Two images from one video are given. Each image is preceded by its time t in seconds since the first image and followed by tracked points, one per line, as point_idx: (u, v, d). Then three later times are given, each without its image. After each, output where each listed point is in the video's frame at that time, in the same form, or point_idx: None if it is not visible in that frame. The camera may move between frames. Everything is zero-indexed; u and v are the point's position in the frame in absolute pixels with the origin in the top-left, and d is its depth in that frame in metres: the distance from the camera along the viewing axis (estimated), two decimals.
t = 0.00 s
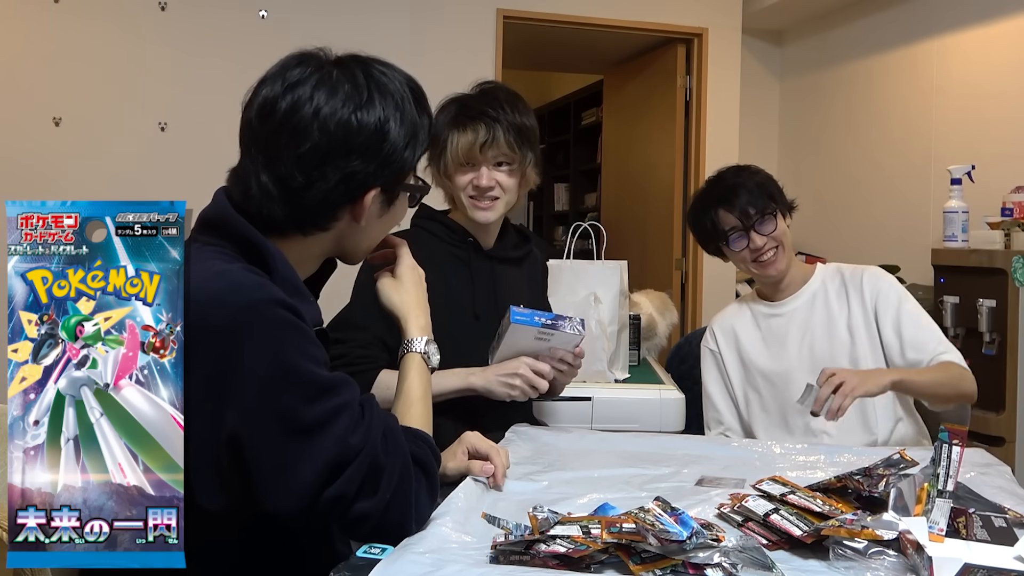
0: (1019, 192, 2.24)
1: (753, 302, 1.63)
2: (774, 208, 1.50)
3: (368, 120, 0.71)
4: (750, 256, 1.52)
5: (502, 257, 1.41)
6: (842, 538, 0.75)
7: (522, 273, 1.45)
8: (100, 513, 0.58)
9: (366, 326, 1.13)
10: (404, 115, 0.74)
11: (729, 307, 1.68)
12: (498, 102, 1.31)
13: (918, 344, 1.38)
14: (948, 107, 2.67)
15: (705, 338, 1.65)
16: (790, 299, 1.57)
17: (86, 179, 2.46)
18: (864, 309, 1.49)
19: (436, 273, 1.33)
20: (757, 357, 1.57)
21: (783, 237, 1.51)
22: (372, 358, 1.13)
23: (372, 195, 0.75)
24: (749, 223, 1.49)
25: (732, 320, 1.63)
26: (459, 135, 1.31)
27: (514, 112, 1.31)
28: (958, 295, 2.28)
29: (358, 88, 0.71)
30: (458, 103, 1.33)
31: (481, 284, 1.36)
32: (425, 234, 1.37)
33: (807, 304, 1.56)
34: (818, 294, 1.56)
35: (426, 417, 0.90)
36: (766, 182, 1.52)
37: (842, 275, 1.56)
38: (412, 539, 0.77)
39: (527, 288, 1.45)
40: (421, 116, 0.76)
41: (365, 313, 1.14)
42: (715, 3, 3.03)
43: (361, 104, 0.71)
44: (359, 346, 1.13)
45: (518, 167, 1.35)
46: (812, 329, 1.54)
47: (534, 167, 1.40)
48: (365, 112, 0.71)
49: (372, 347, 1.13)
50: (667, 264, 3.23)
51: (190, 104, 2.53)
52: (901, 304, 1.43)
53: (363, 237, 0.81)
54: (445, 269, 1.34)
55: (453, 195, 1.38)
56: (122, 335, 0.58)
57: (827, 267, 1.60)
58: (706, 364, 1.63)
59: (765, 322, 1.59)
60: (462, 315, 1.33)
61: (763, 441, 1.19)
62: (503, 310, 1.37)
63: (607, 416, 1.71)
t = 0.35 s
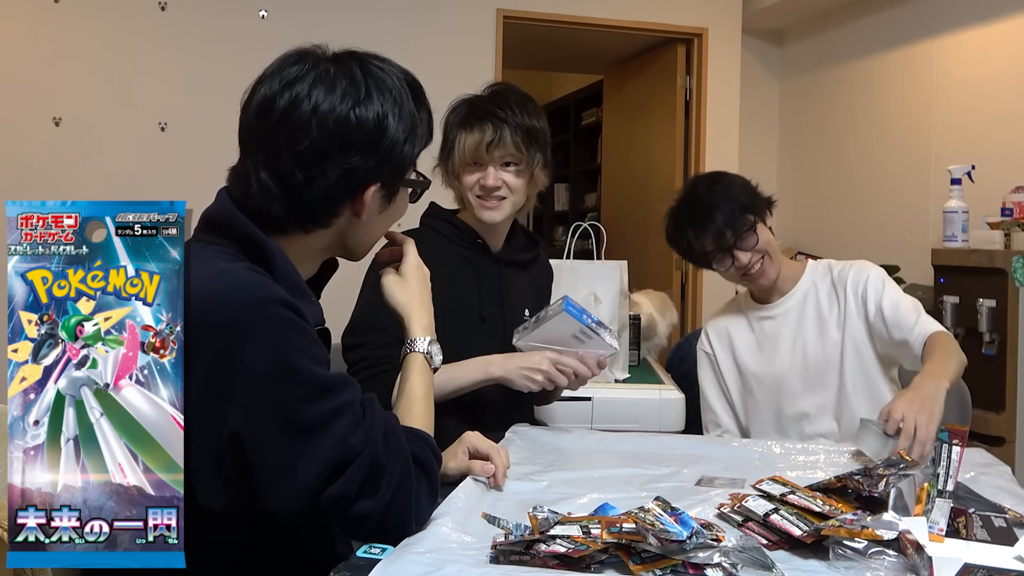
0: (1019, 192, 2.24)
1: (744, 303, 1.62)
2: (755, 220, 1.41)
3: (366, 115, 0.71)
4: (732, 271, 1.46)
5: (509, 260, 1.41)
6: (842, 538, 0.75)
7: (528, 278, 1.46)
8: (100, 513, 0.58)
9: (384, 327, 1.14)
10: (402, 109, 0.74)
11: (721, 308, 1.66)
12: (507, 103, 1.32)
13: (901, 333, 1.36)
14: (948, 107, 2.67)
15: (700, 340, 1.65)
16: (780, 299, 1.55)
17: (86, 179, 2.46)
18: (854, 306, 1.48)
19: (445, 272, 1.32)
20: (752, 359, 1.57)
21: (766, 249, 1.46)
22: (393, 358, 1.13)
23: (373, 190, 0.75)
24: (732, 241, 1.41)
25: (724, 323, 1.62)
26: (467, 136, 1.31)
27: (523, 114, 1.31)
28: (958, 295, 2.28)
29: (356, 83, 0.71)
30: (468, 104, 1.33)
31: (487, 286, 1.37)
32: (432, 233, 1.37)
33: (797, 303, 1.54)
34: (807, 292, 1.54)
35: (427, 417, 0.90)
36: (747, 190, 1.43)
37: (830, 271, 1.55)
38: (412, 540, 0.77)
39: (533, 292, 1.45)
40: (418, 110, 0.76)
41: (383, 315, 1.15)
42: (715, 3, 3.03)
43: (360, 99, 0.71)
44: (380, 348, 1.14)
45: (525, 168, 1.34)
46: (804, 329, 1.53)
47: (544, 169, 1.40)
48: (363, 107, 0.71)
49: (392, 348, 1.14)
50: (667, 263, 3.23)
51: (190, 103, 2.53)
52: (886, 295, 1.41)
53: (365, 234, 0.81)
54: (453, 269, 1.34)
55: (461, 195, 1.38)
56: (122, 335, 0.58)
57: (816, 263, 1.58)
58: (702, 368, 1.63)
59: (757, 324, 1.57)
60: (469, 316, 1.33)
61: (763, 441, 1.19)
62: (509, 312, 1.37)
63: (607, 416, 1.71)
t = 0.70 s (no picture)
0: (1019, 192, 2.24)
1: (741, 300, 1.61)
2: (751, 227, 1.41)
3: (347, 105, 0.71)
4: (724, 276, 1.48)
5: (513, 261, 1.41)
6: (842, 538, 0.75)
7: (533, 278, 1.45)
8: (100, 513, 0.58)
9: (374, 332, 1.17)
10: (384, 95, 0.73)
11: (716, 304, 1.66)
12: (515, 103, 1.32)
13: (911, 330, 1.34)
14: (948, 107, 2.67)
15: (695, 336, 1.65)
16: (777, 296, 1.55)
17: (86, 179, 2.46)
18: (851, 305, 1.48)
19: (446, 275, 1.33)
20: (748, 358, 1.56)
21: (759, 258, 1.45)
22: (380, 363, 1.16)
23: (359, 176, 0.74)
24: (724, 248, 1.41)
25: (721, 321, 1.62)
26: (475, 137, 1.31)
27: (530, 114, 1.31)
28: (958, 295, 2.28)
29: (335, 73, 0.72)
30: (474, 103, 1.33)
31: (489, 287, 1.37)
32: (437, 235, 1.37)
33: (794, 301, 1.54)
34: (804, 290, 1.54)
35: (427, 417, 0.90)
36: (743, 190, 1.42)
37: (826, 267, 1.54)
38: (412, 540, 0.77)
39: (537, 292, 1.45)
40: (408, 96, 0.76)
41: (374, 319, 1.17)
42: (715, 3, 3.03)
43: (338, 90, 0.71)
44: (367, 353, 1.17)
45: (532, 167, 1.34)
46: (800, 327, 1.53)
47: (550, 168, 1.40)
48: (341, 96, 0.71)
49: (379, 353, 1.16)
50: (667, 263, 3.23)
51: (190, 104, 2.53)
52: (886, 294, 1.41)
53: (365, 229, 0.80)
54: (456, 271, 1.34)
55: (468, 195, 1.38)
56: (122, 335, 0.58)
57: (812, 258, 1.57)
58: (698, 365, 1.64)
59: (752, 321, 1.57)
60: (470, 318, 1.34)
61: (763, 441, 1.19)
62: (511, 313, 1.37)
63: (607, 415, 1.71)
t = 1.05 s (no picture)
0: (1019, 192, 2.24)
1: (738, 282, 1.58)
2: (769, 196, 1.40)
3: (328, 97, 0.74)
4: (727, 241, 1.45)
5: (512, 259, 1.42)
6: (842, 538, 0.75)
7: (531, 276, 1.46)
8: (100, 513, 0.58)
9: (367, 329, 1.18)
10: (365, 81, 0.75)
11: (713, 282, 1.64)
12: (517, 102, 1.32)
13: (926, 335, 1.33)
14: (948, 107, 2.67)
15: (689, 315, 1.64)
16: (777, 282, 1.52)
17: (86, 179, 2.46)
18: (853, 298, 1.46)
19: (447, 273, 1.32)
20: (742, 343, 1.55)
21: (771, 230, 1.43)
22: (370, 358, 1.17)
23: (344, 166, 0.77)
24: (737, 210, 1.40)
25: (718, 302, 1.60)
26: (477, 137, 1.31)
27: (532, 113, 1.31)
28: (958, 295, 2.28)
29: (314, 63, 0.74)
30: (475, 103, 1.33)
31: (489, 285, 1.37)
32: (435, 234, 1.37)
33: (794, 289, 1.51)
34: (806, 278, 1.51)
35: (427, 417, 0.91)
36: (766, 154, 1.40)
37: (828, 254, 1.52)
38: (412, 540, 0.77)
39: (535, 291, 1.45)
40: (393, 82, 0.77)
41: (367, 317, 1.19)
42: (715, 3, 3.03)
43: (317, 80, 0.74)
44: (358, 350, 1.18)
45: (534, 167, 1.35)
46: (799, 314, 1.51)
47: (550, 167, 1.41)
48: (321, 85, 0.74)
49: (370, 349, 1.17)
50: (667, 263, 3.23)
51: (190, 104, 2.53)
52: (900, 294, 1.39)
53: (359, 221, 0.82)
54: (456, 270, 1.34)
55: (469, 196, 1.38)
56: (122, 335, 0.58)
57: (817, 244, 1.54)
58: (690, 344, 1.64)
59: (747, 302, 1.56)
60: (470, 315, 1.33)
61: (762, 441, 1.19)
62: (509, 311, 1.38)
63: (607, 415, 1.71)
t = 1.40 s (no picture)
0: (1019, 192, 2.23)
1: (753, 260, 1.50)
2: (801, 173, 1.32)
3: (298, 73, 0.79)
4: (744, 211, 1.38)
5: (505, 257, 1.41)
6: (842, 538, 0.75)
7: (526, 273, 1.46)
8: (100, 513, 0.58)
9: (367, 336, 1.18)
10: (336, 62, 0.80)
11: (726, 258, 1.56)
12: (538, 116, 1.33)
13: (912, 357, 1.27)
14: (948, 107, 2.67)
15: (692, 294, 1.57)
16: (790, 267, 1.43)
17: (86, 179, 2.46)
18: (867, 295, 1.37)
19: (440, 275, 1.33)
20: (744, 326, 1.48)
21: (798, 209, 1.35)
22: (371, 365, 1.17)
23: (308, 131, 0.80)
24: (765, 182, 1.33)
25: (725, 281, 1.52)
26: (504, 151, 1.30)
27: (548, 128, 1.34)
28: (958, 295, 2.28)
29: (291, 43, 0.80)
30: (497, 111, 1.32)
31: (484, 284, 1.37)
32: (427, 236, 1.37)
33: (808, 277, 1.42)
34: (824, 266, 1.42)
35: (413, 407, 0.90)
36: (805, 129, 1.33)
37: (849, 245, 1.42)
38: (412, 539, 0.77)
39: (532, 288, 1.45)
40: (369, 65, 0.82)
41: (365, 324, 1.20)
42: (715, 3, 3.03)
43: (290, 56, 0.79)
44: (359, 356, 1.18)
45: (544, 186, 1.39)
46: (808, 304, 1.42)
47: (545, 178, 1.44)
48: (293, 61, 0.79)
49: (371, 356, 1.18)
50: (667, 263, 3.22)
51: (190, 104, 2.53)
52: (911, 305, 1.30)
53: (326, 194, 0.84)
54: (449, 271, 1.35)
55: (477, 205, 1.36)
56: (122, 335, 0.58)
57: (837, 233, 1.44)
58: (692, 322, 1.57)
59: (755, 285, 1.47)
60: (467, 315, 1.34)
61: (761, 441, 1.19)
62: (505, 309, 1.38)
63: (607, 415, 1.71)
